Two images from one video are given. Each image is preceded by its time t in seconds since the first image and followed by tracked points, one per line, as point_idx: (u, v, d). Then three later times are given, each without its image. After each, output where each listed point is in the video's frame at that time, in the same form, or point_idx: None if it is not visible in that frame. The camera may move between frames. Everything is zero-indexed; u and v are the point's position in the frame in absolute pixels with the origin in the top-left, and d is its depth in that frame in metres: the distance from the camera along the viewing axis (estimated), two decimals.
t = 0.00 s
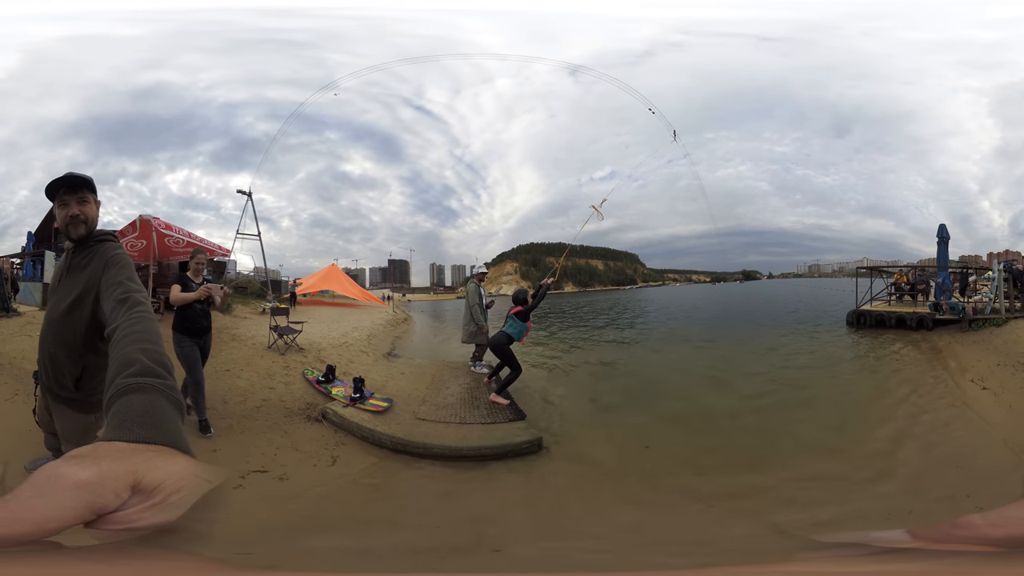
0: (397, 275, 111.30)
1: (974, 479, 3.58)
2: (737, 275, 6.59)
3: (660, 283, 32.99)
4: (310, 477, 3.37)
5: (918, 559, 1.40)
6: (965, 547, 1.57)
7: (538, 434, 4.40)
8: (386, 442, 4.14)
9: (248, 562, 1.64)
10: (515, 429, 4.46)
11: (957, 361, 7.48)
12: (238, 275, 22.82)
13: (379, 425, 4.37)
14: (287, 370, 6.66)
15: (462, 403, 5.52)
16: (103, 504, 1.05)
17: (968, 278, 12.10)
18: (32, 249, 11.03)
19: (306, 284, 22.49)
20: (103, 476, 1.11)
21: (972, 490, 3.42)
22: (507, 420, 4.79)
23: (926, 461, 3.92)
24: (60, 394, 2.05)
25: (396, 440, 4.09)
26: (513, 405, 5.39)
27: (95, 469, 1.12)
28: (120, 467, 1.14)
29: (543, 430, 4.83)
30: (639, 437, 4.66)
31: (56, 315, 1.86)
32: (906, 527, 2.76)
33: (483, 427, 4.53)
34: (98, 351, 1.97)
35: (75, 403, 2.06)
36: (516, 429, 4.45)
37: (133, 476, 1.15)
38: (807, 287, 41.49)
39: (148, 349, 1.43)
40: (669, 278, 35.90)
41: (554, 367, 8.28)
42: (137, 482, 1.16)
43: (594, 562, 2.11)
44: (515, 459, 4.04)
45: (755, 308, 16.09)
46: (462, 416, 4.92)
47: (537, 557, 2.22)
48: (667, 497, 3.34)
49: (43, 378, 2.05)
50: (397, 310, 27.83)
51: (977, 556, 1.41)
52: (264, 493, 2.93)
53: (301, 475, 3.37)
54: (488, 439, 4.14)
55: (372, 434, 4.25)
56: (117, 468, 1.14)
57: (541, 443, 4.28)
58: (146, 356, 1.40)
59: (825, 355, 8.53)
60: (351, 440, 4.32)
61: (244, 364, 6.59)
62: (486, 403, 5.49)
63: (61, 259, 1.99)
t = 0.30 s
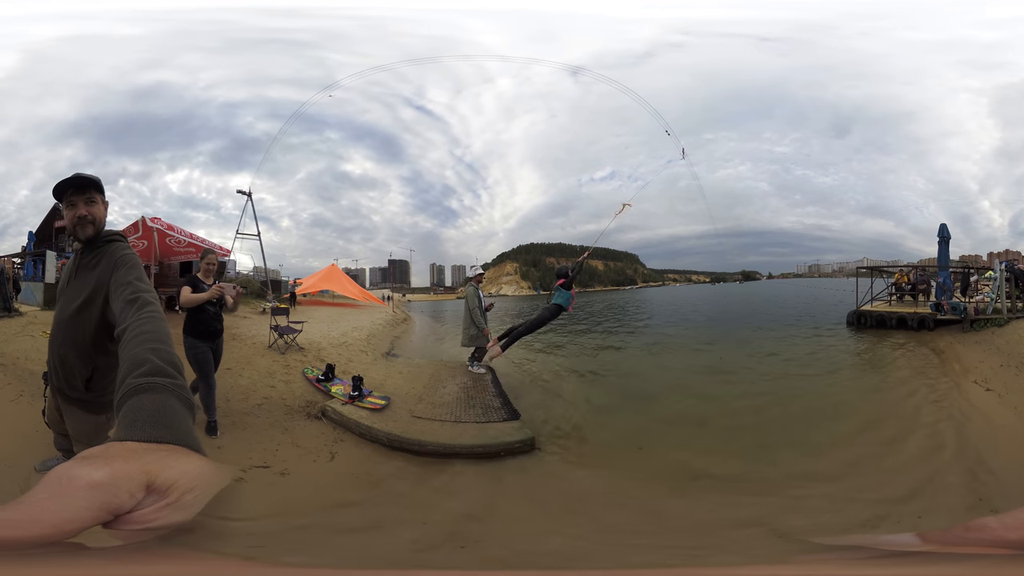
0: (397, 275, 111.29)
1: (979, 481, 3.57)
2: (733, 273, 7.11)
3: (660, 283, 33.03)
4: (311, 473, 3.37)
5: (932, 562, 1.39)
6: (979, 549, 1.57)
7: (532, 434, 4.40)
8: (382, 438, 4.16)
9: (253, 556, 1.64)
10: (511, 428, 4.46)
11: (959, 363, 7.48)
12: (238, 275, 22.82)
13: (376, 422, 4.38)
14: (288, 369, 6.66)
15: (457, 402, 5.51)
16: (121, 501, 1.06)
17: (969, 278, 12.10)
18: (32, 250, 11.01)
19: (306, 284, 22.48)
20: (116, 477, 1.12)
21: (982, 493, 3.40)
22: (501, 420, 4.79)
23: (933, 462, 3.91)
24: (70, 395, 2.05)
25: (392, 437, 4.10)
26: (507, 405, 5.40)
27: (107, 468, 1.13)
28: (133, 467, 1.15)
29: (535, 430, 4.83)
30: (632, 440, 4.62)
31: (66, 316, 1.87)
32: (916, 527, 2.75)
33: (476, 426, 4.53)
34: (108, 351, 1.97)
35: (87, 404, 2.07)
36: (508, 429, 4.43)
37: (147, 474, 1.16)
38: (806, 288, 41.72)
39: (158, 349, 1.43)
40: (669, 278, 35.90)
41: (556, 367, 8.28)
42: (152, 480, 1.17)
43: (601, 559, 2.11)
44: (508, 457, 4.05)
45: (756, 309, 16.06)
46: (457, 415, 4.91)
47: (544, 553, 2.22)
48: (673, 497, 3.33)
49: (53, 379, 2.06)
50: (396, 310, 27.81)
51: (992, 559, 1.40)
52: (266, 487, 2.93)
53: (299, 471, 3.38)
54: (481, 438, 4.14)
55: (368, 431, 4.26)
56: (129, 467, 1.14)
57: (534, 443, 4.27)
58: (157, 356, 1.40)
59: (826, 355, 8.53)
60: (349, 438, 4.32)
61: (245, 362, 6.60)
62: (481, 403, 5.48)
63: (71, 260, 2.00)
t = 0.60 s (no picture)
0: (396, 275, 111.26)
1: (981, 485, 3.55)
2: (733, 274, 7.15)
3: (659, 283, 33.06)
4: (312, 469, 3.38)
5: (957, 569, 1.39)
6: (995, 558, 1.57)
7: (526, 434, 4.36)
8: (380, 435, 4.17)
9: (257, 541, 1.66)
10: (502, 427, 4.43)
11: (961, 364, 7.50)
12: (238, 275, 22.81)
13: (375, 420, 4.39)
14: (288, 367, 6.66)
15: (454, 400, 5.52)
16: (150, 501, 1.04)
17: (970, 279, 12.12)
18: (33, 250, 11.01)
19: (306, 284, 22.46)
20: (139, 478, 1.09)
21: (993, 497, 3.37)
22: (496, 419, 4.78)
23: (938, 465, 3.91)
24: (86, 397, 2.07)
25: (390, 434, 4.11)
26: (503, 403, 5.41)
27: (129, 470, 1.10)
28: (154, 468, 1.12)
29: (529, 430, 4.81)
30: (625, 442, 4.57)
31: (77, 320, 1.88)
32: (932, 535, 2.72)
33: (472, 424, 4.54)
34: (120, 353, 1.99)
35: (103, 405, 2.10)
36: (504, 427, 4.43)
37: (170, 474, 1.14)
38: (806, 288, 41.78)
39: (170, 349, 1.44)
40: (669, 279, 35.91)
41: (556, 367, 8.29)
42: (175, 479, 1.14)
43: (612, 558, 2.12)
44: (502, 456, 4.02)
45: (756, 309, 16.07)
46: (454, 413, 4.92)
47: (551, 551, 2.21)
48: (678, 498, 3.33)
49: (68, 383, 2.08)
50: (396, 310, 27.80)
51: (1012, 566, 1.40)
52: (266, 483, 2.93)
53: (299, 467, 3.38)
54: (476, 436, 4.15)
55: (365, 428, 4.27)
56: (150, 467, 1.12)
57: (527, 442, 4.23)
58: (170, 355, 1.41)
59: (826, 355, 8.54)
60: (349, 435, 4.33)
61: (246, 361, 6.60)
62: (478, 402, 5.49)
63: (78, 264, 2.00)
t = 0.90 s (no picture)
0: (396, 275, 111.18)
1: (978, 486, 3.56)
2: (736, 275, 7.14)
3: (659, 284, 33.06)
4: (312, 468, 3.37)
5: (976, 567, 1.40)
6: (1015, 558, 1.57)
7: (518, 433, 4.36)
8: (376, 433, 4.17)
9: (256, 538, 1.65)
10: (497, 426, 4.44)
11: (962, 366, 7.51)
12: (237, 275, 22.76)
13: (372, 417, 4.39)
14: (287, 367, 6.65)
15: (450, 400, 5.53)
16: (173, 500, 1.04)
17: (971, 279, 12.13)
18: (33, 250, 10.97)
19: (305, 284, 22.41)
20: (159, 477, 1.09)
21: (1003, 498, 3.34)
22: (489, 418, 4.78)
23: (942, 467, 3.90)
24: (98, 399, 2.08)
25: (386, 431, 4.12)
26: (497, 403, 5.42)
27: (149, 470, 1.11)
28: (174, 467, 1.12)
29: (524, 430, 4.81)
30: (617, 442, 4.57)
31: (87, 322, 1.87)
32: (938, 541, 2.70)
33: (466, 423, 4.54)
34: (132, 354, 1.99)
35: (116, 406, 2.10)
36: (497, 426, 4.45)
37: (190, 473, 1.13)
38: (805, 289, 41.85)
39: (184, 348, 1.45)
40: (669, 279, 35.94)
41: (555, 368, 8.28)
42: (195, 478, 1.14)
43: (623, 556, 2.11)
44: (494, 455, 4.02)
45: (756, 311, 16.07)
46: (449, 412, 4.94)
47: (558, 549, 2.20)
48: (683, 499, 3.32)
49: (79, 385, 2.08)
50: (396, 310, 27.77)
51: None
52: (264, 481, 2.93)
53: (298, 466, 3.38)
54: (468, 434, 4.15)
55: (362, 425, 4.27)
56: (170, 467, 1.12)
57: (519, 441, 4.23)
58: (184, 355, 1.43)
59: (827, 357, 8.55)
60: (348, 433, 4.33)
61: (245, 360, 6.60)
62: (473, 401, 5.50)
63: (86, 266, 2.00)
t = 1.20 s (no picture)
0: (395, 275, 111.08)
1: (987, 489, 3.56)
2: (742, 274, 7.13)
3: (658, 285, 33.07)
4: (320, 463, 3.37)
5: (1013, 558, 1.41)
6: None
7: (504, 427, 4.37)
8: (377, 425, 4.21)
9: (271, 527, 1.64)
10: (484, 420, 4.45)
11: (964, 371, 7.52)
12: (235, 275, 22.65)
13: (372, 411, 4.42)
14: (290, 364, 6.64)
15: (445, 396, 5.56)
16: (232, 512, 1.02)
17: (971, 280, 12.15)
18: (33, 249, 10.91)
19: (304, 283, 22.35)
20: (228, 484, 1.07)
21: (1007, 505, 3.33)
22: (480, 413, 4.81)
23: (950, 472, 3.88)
24: (135, 416, 2.06)
25: (386, 424, 4.16)
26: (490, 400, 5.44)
27: (218, 477, 1.08)
28: (249, 476, 1.10)
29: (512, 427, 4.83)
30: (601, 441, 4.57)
31: (129, 341, 1.85)
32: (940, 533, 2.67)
33: (458, 417, 4.57)
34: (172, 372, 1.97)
35: (153, 422, 2.08)
36: (487, 420, 4.48)
37: (262, 485, 1.11)
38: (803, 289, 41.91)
39: (242, 366, 1.45)
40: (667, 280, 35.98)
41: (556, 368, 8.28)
42: (266, 491, 1.12)
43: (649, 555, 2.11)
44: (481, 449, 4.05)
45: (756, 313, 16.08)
46: (442, 406, 4.98)
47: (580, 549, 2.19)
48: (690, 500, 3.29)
49: (115, 402, 2.05)
50: (395, 310, 27.74)
51: None
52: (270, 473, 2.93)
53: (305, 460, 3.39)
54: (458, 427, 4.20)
55: (363, 419, 4.30)
56: (243, 476, 1.10)
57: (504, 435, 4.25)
58: (243, 372, 1.41)
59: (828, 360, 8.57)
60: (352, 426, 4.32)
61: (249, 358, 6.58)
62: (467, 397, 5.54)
63: (124, 282, 1.96)
